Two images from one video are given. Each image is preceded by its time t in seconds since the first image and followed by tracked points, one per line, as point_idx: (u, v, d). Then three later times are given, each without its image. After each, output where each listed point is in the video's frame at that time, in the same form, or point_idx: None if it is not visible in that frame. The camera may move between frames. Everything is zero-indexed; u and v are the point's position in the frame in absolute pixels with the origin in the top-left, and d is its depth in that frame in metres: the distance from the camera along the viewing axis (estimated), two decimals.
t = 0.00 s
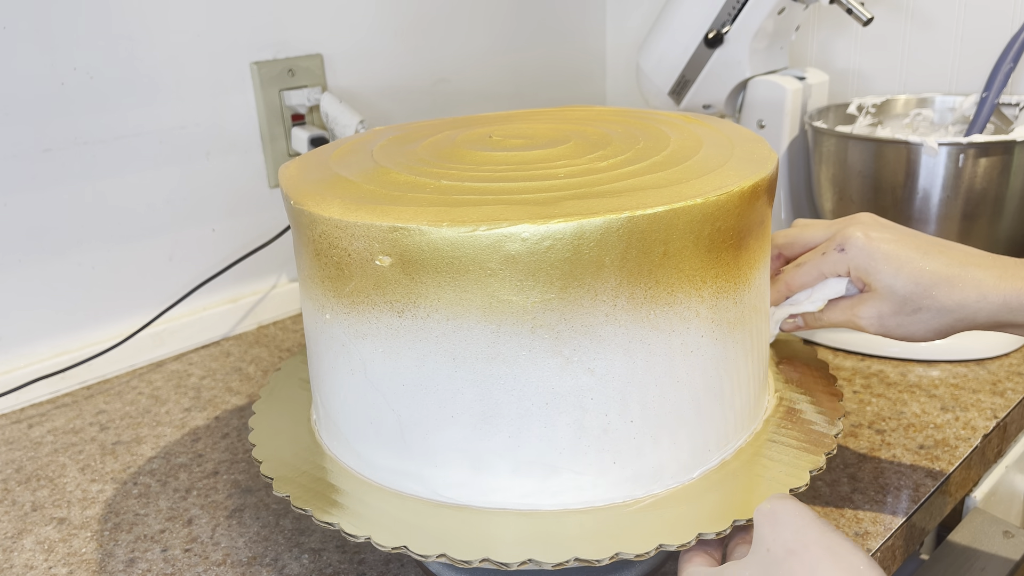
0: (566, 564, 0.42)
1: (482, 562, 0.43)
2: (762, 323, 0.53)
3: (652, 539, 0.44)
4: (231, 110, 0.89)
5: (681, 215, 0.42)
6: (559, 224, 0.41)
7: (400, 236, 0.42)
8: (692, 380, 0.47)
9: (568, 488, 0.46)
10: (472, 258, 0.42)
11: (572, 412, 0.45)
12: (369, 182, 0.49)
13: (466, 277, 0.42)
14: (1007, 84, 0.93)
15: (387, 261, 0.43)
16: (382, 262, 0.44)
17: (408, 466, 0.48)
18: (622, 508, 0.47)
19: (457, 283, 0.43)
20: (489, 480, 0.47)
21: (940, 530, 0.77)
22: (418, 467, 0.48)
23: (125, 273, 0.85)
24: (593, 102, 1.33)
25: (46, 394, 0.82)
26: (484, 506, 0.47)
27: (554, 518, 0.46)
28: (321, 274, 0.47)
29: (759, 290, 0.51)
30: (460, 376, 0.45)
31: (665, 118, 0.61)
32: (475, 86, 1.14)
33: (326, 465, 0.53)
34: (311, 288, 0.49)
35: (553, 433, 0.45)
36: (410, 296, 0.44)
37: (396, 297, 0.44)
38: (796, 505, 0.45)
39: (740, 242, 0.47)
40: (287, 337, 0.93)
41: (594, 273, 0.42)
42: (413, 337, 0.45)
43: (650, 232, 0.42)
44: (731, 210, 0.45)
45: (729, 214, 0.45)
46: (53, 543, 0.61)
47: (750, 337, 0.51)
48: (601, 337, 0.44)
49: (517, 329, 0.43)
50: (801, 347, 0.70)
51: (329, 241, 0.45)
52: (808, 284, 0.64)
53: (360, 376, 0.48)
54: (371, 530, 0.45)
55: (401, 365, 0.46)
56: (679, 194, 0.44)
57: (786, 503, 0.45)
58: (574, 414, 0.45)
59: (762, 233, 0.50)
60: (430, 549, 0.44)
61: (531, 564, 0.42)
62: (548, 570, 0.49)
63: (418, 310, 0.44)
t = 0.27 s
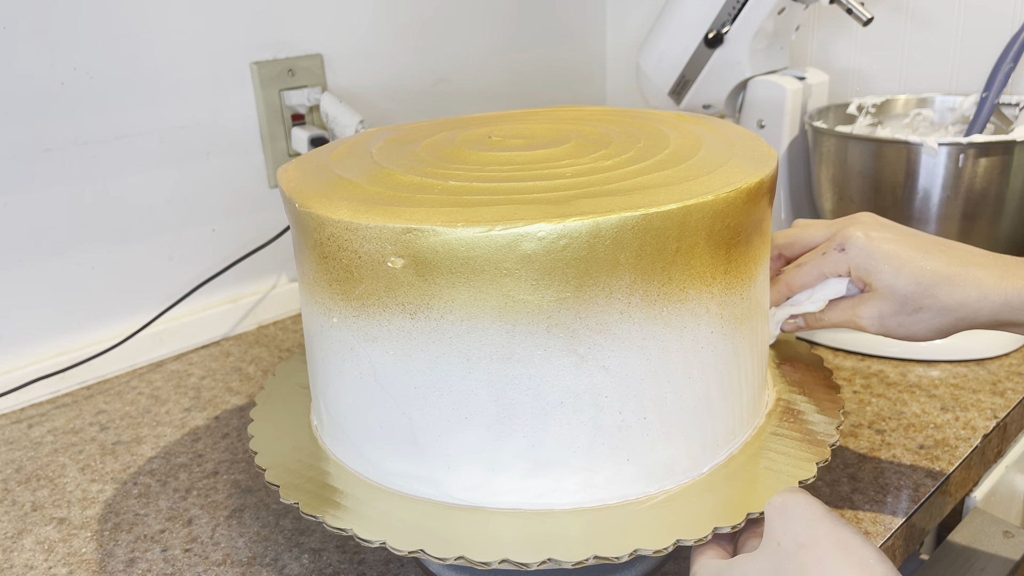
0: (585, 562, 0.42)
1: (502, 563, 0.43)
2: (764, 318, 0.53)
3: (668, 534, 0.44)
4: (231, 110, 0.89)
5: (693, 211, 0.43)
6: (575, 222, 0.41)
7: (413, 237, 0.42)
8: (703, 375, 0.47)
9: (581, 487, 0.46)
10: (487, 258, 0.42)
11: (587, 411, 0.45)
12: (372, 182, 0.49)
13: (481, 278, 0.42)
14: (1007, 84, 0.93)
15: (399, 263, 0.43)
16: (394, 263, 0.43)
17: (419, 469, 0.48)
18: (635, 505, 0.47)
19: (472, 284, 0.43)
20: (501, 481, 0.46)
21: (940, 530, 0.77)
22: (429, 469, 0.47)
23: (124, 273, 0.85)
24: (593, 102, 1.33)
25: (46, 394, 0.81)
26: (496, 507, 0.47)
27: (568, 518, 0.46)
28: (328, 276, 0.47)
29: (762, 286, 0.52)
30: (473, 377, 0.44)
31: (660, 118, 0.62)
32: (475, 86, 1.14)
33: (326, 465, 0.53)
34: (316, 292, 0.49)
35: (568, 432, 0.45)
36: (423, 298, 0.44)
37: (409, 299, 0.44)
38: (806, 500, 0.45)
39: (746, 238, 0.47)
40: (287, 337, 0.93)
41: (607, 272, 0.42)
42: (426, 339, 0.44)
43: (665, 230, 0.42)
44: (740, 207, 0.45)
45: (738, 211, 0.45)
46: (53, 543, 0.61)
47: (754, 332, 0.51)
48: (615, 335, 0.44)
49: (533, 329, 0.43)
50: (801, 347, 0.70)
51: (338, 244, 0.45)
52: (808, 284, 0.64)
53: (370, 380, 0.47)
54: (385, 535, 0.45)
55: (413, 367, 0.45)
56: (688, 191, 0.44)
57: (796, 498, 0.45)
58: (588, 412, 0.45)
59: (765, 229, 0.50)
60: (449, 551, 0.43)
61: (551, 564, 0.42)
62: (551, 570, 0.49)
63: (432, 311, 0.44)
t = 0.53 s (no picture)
0: (604, 560, 0.42)
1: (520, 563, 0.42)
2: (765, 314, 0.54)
3: (684, 530, 0.44)
4: (231, 110, 0.89)
5: (704, 208, 0.43)
6: (590, 220, 0.41)
7: (426, 238, 0.42)
8: (712, 371, 0.48)
9: (594, 485, 0.46)
10: (502, 258, 0.42)
11: (600, 410, 0.45)
12: (376, 184, 0.48)
13: (495, 278, 0.42)
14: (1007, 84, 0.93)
15: (412, 265, 0.43)
16: (406, 265, 0.43)
17: (428, 472, 0.48)
18: (648, 502, 0.47)
19: (485, 284, 0.42)
20: (512, 481, 0.46)
21: (940, 530, 0.77)
22: (440, 472, 0.47)
23: (125, 274, 0.85)
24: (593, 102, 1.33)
25: (46, 394, 0.81)
26: (508, 507, 0.47)
27: (582, 516, 0.46)
28: (336, 279, 0.46)
29: (764, 282, 0.52)
30: (486, 377, 0.44)
31: (656, 117, 0.62)
32: (475, 86, 1.14)
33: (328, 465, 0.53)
34: (322, 295, 0.48)
35: (581, 432, 0.45)
36: (435, 299, 0.43)
37: (420, 301, 0.44)
38: (819, 493, 0.46)
39: (751, 235, 0.48)
40: (287, 337, 0.93)
41: (619, 271, 0.43)
42: (438, 341, 0.44)
43: (677, 227, 0.43)
44: (747, 203, 0.46)
45: (745, 207, 0.46)
46: (53, 543, 0.61)
47: (757, 327, 0.52)
48: (628, 333, 0.44)
49: (547, 329, 0.43)
50: (801, 347, 0.70)
51: (347, 246, 0.44)
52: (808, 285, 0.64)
53: (379, 383, 0.47)
54: (399, 538, 0.45)
55: (424, 369, 0.45)
56: (696, 188, 0.44)
57: (808, 490, 0.46)
58: (601, 410, 0.45)
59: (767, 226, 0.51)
60: (466, 553, 0.43)
61: (570, 562, 0.42)
62: (553, 570, 0.49)
63: (444, 312, 0.43)
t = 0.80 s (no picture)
0: (623, 557, 0.42)
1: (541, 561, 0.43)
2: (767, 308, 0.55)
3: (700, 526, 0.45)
4: (231, 110, 0.89)
5: (715, 205, 0.44)
6: (607, 218, 0.41)
7: (442, 239, 0.41)
8: (721, 366, 0.48)
9: (607, 483, 0.46)
10: (519, 257, 0.41)
11: (616, 407, 0.45)
12: (381, 184, 0.48)
13: (511, 278, 0.42)
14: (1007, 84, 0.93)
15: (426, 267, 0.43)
16: (420, 266, 0.43)
17: (442, 474, 0.47)
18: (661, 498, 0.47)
19: (501, 285, 0.42)
20: (526, 481, 0.46)
21: (940, 529, 0.77)
22: (453, 474, 0.47)
23: (125, 274, 0.85)
24: (593, 102, 1.33)
25: (46, 394, 0.81)
26: (520, 507, 0.47)
27: (597, 514, 0.46)
28: (347, 282, 0.46)
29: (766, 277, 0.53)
30: (502, 377, 0.44)
31: (651, 117, 0.62)
32: (475, 86, 1.14)
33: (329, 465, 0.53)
34: (330, 299, 0.48)
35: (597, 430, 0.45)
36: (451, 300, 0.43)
37: (435, 302, 0.43)
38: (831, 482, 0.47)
39: (757, 231, 0.49)
40: (287, 337, 0.93)
41: (633, 269, 0.43)
42: (453, 342, 0.44)
43: (690, 224, 0.43)
44: (754, 200, 0.46)
45: (752, 204, 0.46)
46: (53, 543, 0.61)
47: (761, 323, 0.53)
48: (643, 331, 0.44)
49: (563, 328, 0.43)
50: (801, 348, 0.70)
51: (358, 248, 0.44)
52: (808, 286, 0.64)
53: (391, 386, 0.46)
54: (414, 541, 0.44)
55: (438, 370, 0.45)
56: (705, 185, 0.45)
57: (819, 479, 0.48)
58: (616, 408, 0.45)
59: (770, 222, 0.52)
60: (485, 555, 0.43)
61: (591, 560, 0.43)
62: (553, 570, 0.49)
63: (459, 312, 0.43)
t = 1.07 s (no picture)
0: (643, 553, 0.43)
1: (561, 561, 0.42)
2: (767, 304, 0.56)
3: (715, 520, 0.45)
4: (231, 110, 0.89)
5: (725, 202, 0.44)
6: (620, 215, 0.41)
7: (457, 240, 0.41)
8: (729, 361, 0.49)
9: (621, 480, 0.47)
10: (535, 256, 0.41)
11: (630, 404, 0.45)
12: (385, 186, 0.48)
13: (526, 277, 0.42)
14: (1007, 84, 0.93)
15: (440, 267, 0.42)
16: (434, 267, 0.42)
17: (455, 476, 0.47)
18: (673, 494, 0.48)
19: (516, 284, 0.42)
20: (540, 481, 0.46)
21: (940, 530, 0.77)
22: (467, 476, 0.47)
23: (124, 274, 0.85)
24: (593, 102, 1.33)
25: (46, 394, 0.81)
26: (535, 507, 0.47)
27: (612, 511, 0.46)
28: (357, 285, 0.45)
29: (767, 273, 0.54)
30: (518, 378, 0.44)
31: (643, 115, 0.62)
32: (475, 86, 1.14)
33: (328, 466, 0.53)
34: (338, 303, 0.47)
35: (611, 428, 0.45)
36: (465, 301, 0.43)
37: (449, 303, 0.43)
38: (841, 480, 0.50)
39: (760, 227, 0.49)
40: (287, 337, 0.93)
41: (644, 265, 0.43)
42: (467, 343, 0.44)
43: (702, 221, 0.44)
44: (759, 196, 0.47)
45: (757, 200, 0.47)
46: (53, 543, 0.61)
47: (764, 317, 0.53)
48: (656, 328, 0.45)
49: (579, 326, 0.43)
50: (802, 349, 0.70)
51: (370, 251, 0.43)
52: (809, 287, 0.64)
53: (403, 390, 0.46)
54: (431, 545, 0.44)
55: (452, 372, 0.45)
56: (712, 183, 0.45)
57: (830, 476, 0.51)
58: (631, 405, 0.45)
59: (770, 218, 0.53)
60: (504, 556, 0.43)
61: (611, 558, 0.43)
62: (554, 571, 0.49)
63: (474, 312, 0.43)
